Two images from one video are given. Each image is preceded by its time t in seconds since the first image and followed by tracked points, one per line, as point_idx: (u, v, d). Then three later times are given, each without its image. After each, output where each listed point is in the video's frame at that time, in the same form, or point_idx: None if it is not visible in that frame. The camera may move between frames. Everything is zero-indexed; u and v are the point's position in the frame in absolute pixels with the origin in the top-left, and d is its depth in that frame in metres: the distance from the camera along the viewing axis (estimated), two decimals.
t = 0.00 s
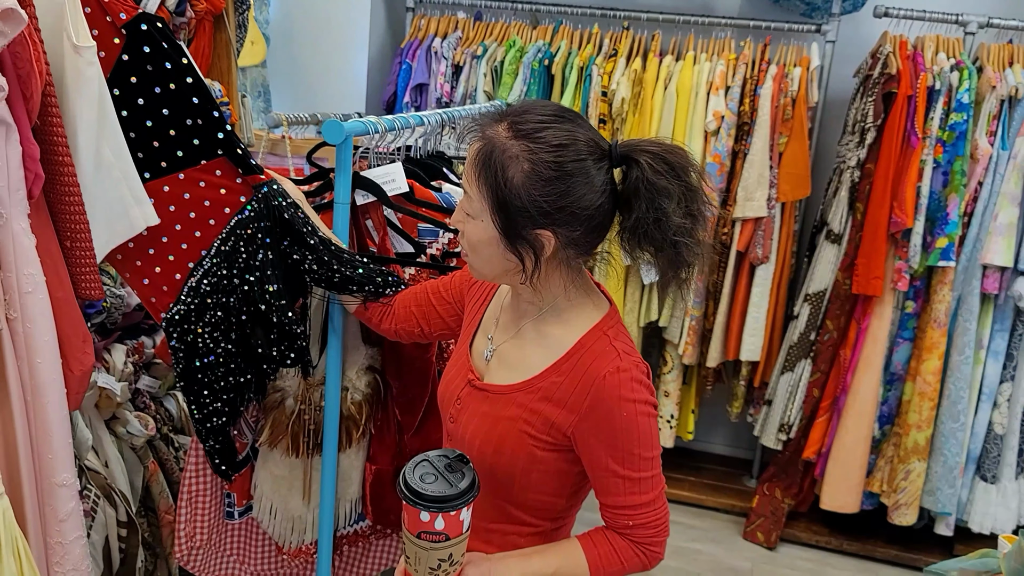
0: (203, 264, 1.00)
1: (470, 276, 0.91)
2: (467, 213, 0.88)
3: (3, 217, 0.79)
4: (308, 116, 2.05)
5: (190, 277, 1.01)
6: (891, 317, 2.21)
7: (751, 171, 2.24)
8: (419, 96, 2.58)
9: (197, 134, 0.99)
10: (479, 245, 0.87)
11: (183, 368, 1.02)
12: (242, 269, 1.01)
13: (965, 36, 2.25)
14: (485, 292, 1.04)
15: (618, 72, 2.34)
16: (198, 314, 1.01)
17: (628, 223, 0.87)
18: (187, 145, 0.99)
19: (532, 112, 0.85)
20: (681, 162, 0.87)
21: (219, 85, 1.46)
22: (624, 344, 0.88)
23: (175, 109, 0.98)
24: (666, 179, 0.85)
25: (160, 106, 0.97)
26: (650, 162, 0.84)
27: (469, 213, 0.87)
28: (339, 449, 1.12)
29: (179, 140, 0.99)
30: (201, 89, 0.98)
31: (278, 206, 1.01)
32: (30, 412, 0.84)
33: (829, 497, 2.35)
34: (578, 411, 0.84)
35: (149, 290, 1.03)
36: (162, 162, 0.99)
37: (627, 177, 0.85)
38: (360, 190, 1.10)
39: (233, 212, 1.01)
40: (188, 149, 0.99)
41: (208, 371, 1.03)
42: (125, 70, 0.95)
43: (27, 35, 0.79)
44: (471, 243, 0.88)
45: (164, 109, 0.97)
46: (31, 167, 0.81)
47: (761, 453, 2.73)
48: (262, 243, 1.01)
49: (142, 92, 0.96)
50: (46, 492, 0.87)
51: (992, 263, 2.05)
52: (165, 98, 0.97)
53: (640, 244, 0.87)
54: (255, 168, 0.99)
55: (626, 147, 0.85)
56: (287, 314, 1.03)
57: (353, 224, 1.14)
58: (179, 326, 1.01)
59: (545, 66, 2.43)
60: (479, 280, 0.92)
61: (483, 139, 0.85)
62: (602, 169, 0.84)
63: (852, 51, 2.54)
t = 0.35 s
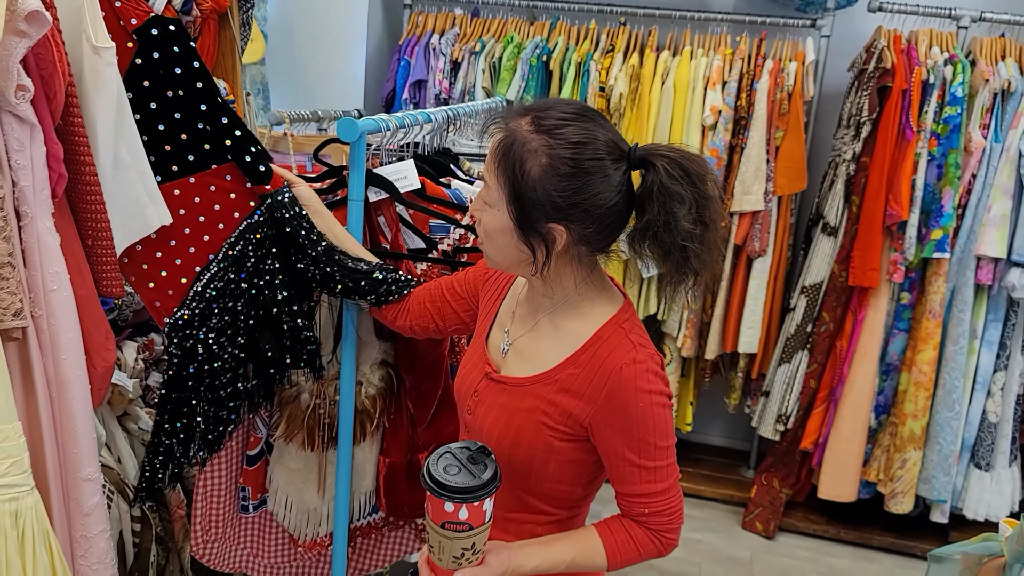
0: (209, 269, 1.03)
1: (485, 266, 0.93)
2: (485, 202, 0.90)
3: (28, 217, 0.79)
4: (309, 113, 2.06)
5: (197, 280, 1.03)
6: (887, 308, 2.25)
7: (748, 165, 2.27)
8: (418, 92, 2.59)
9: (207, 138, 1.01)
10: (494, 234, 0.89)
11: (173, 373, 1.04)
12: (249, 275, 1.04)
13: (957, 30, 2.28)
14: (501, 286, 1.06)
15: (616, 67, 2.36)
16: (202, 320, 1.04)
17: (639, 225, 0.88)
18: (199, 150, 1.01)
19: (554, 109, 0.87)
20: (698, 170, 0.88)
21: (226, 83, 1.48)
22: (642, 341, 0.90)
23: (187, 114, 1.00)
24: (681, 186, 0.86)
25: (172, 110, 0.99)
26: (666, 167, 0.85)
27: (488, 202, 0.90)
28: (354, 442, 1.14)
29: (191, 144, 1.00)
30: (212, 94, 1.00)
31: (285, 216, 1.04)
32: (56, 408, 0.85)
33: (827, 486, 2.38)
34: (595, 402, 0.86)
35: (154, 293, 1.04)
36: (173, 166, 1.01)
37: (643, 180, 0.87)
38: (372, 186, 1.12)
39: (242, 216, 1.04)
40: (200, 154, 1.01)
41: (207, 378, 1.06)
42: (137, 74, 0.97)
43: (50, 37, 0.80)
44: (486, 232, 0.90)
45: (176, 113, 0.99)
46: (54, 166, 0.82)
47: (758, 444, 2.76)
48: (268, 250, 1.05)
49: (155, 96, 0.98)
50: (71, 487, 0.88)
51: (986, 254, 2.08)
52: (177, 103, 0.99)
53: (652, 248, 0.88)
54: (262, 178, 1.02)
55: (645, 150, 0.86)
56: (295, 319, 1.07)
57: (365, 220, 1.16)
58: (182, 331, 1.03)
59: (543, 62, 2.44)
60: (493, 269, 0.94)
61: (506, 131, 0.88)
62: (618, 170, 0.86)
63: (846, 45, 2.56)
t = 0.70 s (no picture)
0: (204, 270, 1.04)
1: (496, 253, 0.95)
2: (499, 189, 0.93)
3: (46, 208, 0.79)
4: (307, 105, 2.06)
5: (191, 281, 1.04)
6: (877, 299, 2.28)
7: (741, 157, 2.29)
8: (413, 84, 2.59)
9: (208, 139, 1.02)
10: (506, 220, 0.92)
11: (172, 373, 1.06)
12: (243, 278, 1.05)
13: (947, 25, 2.31)
14: (509, 277, 1.09)
15: (610, 60, 2.38)
16: (197, 320, 1.05)
17: (648, 215, 0.90)
18: (200, 150, 1.02)
19: (568, 100, 0.90)
20: (706, 162, 0.91)
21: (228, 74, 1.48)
22: (654, 331, 0.92)
23: (190, 114, 1.01)
24: (690, 177, 0.88)
25: (175, 110, 1.00)
26: (676, 159, 0.88)
27: (502, 188, 0.92)
28: (363, 431, 1.16)
29: (192, 144, 1.01)
30: (214, 97, 1.01)
31: (274, 224, 1.04)
32: (73, 397, 0.85)
33: (818, 474, 2.42)
34: (605, 388, 0.89)
35: (148, 292, 1.05)
36: (173, 166, 1.02)
37: (653, 171, 0.89)
38: (381, 178, 1.13)
39: (239, 218, 1.05)
40: (200, 154, 1.02)
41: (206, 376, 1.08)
42: (144, 73, 0.97)
43: (67, 30, 0.80)
44: (499, 218, 0.92)
45: (179, 113, 1.00)
46: (71, 158, 0.82)
47: (750, 433, 2.80)
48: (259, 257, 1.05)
49: (158, 95, 0.98)
50: (87, 475, 0.88)
51: (975, 246, 2.12)
52: (180, 103, 1.00)
53: (661, 240, 0.91)
54: (260, 182, 1.04)
55: (656, 142, 0.89)
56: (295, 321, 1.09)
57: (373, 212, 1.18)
58: (177, 330, 1.04)
59: (538, 54, 2.46)
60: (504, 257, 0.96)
61: (520, 120, 0.90)
62: (630, 161, 0.88)
63: (838, 39, 2.59)
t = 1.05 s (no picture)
0: (197, 269, 1.04)
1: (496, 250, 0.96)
2: (499, 187, 0.94)
3: (49, 205, 0.79)
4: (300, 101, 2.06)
5: (185, 280, 1.04)
6: (865, 297, 2.31)
7: (731, 155, 2.31)
8: (405, 81, 2.58)
9: (203, 141, 1.02)
10: (506, 219, 0.92)
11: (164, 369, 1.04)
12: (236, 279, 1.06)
13: (935, 26, 2.34)
14: (507, 275, 1.10)
15: (602, 59, 2.38)
16: (190, 318, 1.04)
17: (647, 214, 0.91)
18: (194, 152, 1.02)
19: (568, 99, 0.91)
20: (705, 163, 0.92)
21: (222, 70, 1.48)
22: (651, 329, 0.93)
23: (185, 116, 1.01)
24: (689, 177, 0.89)
25: (170, 111, 1.00)
26: (674, 159, 0.89)
27: (502, 187, 0.93)
28: (360, 428, 1.17)
29: (187, 146, 1.01)
30: (209, 100, 1.01)
31: (266, 228, 1.05)
32: (74, 393, 0.85)
33: (806, 471, 2.45)
34: (603, 385, 0.90)
35: (143, 292, 1.05)
36: (167, 167, 1.02)
37: (652, 171, 0.90)
38: (379, 176, 1.14)
39: (233, 221, 1.05)
40: (194, 156, 1.02)
41: (198, 375, 1.07)
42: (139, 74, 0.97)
43: (71, 27, 0.81)
44: (499, 217, 0.93)
45: (174, 114, 1.00)
46: (74, 154, 0.82)
47: (738, 430, 2.83)
48: (251, 261, 1.06)
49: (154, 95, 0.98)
50: (88, 472, 0.89)
51: (961, 245, 2.15)
52: (175, 104, 1.00)
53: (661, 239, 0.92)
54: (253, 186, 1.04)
55: (655, 143, 0.90)
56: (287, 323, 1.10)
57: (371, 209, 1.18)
58: (169, 328, 1.04)
59: (530, 52, 2.46)
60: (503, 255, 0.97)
61: (521, 120, 0.91)
62: (629, 160, 0.89)
63: (827, 39, 2.61)
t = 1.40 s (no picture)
0: (188, 273, 1.05)
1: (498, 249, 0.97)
2: (502, 186, 0.94)
3: (53, 202, 0.79)
4: (292, 99, 2.05)
5: (174, 285, 1.04)
6: (852, 297, 2.33)
7: (721, 156, 2.32)
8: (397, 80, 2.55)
9: (197, 144, 1.02)
10: (509, 218, 0.93)
11: (153, 372, 1.05)
12: (228, 284, 1.07)
13: (922, 30, 2.36)
14: (507, 275, 1.10)
15: (594, 58, 2.39)
16: (180, 323, 1.05)
17: (649, 215, 0.92)
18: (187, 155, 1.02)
19: (572, 100, 0.92)
20: (707, 165, 0.92)
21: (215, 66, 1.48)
22: (652, 330, 0.94)
23: (180, 117, 1.01)
24: (691, 179, 0.90)
25: (165, 112, 1.00)
26: (677, 161, 0.90)
27: (505, 186, 0.93)
28: (359, 426, 1.17)
29: (180, 149, 1.02)
30: (205, 102, 1.01)
31: (259, 232, 1.06)
32: (77, 392, 0.85)
33: (794, 469, 2.47)
34: (604, 384, 0.91)
35: (132, 295, 1.04)
36: (160, 168, 1.02)
37: (655, 173, 0.91)
38: (379, 175, 1.14)
39: (223, 225, 1.05)
40: (188, 159, 1.02)
41: (188, 379, 1.07)
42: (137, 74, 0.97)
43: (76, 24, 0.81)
44: (502, 216, 0.94)
45: (169, 115, 1.00)
46: (78, 152, 0.83)
47: (726, 428, 2.85)
48: (243, 264, 1.07)
49: (150, 96, 0.98)
50: (90, 470, 0.88)
51: (948, 246, 2.18)
52: (171, 105, 1.00)
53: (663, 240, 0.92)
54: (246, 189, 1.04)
55: (657, 145, 0.91)
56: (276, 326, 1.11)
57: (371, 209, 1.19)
58: (160, 332, 1.04)
59: (522, 51, 2.46)
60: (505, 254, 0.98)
61: (526, 120, 0.92)
62: (632, 161, 0.90)
63: (816, 41, 2.63)
